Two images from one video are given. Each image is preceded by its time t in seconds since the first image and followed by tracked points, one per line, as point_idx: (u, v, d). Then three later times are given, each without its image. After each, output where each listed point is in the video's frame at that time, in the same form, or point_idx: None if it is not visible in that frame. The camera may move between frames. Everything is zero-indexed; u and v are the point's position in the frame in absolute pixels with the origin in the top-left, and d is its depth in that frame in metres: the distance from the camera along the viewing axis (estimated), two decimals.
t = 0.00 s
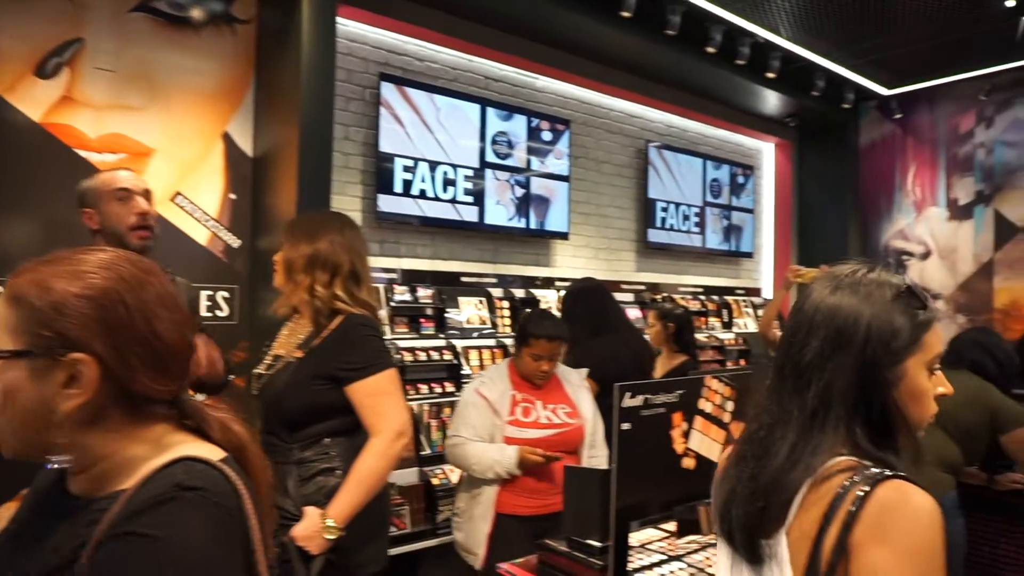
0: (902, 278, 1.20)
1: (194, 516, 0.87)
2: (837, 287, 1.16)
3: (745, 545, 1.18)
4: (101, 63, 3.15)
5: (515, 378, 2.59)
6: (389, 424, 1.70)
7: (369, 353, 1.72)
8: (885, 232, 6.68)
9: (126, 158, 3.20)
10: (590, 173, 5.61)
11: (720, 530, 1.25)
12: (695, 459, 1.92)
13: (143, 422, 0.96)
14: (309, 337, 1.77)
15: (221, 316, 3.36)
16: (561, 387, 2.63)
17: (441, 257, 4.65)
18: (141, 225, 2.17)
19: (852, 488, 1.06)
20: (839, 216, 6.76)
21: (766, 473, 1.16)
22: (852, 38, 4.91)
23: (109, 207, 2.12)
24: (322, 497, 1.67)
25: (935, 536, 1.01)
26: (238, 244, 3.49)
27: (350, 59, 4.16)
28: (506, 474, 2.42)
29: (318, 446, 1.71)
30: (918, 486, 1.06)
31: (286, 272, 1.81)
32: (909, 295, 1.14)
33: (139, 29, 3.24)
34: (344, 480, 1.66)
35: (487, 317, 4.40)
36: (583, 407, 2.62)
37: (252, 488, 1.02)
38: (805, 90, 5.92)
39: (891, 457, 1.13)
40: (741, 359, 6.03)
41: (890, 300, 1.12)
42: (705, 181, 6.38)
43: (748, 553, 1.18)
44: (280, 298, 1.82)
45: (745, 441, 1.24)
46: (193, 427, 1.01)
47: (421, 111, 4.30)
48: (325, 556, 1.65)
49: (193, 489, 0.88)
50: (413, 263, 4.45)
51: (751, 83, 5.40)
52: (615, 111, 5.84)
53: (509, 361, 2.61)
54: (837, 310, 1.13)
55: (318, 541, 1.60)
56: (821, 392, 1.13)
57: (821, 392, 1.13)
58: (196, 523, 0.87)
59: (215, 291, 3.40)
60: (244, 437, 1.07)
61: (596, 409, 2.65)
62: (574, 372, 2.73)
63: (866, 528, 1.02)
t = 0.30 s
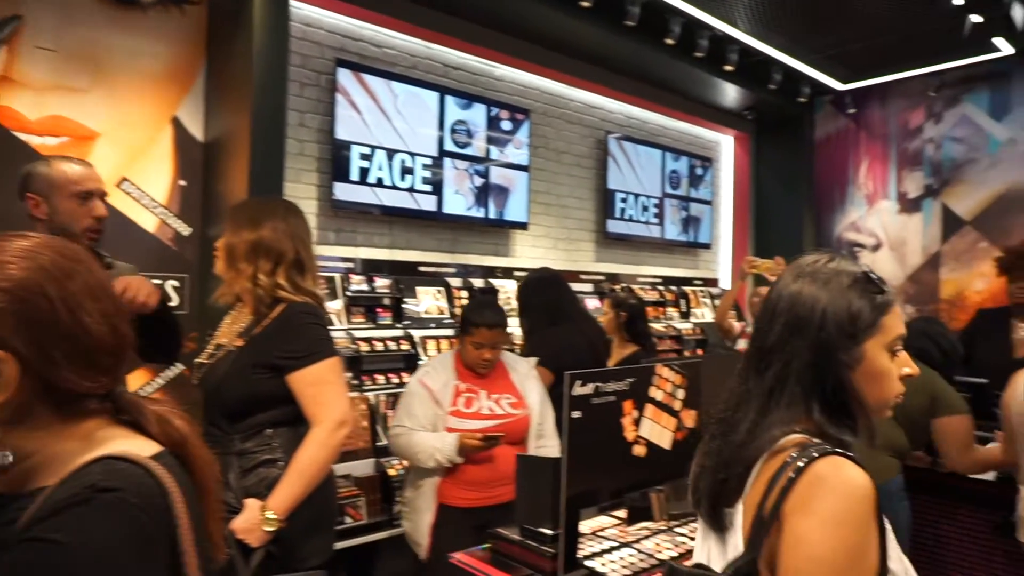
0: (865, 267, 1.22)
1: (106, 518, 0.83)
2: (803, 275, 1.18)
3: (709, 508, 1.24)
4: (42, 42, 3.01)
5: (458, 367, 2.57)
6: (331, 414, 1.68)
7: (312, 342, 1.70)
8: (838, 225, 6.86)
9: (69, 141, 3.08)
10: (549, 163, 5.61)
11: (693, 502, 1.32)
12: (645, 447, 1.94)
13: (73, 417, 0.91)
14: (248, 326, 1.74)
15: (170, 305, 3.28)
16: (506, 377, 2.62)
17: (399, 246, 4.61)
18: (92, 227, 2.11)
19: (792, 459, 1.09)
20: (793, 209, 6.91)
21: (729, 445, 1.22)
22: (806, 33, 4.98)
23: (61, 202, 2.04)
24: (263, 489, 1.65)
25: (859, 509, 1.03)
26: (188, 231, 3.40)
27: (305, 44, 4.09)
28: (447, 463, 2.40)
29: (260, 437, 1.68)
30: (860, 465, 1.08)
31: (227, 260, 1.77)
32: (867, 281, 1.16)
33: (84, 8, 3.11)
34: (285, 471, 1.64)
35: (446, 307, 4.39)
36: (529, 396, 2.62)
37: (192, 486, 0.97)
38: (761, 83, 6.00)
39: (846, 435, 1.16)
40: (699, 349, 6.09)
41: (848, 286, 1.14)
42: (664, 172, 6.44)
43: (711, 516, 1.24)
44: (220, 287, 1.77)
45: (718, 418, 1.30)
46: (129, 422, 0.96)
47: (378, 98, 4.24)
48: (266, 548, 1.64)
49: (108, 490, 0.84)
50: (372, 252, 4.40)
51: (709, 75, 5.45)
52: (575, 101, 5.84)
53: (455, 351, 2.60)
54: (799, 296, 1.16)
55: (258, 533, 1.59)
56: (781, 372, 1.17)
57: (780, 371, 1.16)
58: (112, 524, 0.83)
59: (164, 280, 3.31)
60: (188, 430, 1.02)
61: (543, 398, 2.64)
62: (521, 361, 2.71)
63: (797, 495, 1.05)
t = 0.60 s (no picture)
0: (828, 271, 1.25)
1: (5, 526, 0.78)
2: (768, 281, 1.23)
3: (692, 498, 1.30)
4: None
5: (380, 366, 2.54)
6: (266, 415, 1.64)
7: (244, 341, 1.65)
8: (773, 225, 7.07)
9: None
10: (493, 161, 5.60)
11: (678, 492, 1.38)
12: (585, 443, 1.95)
13: None
14: (178, 325, 1.68)
15: (95, 302, 3.14)
16: (430, 375, 2.59)
17: (339, 243, 4.53)
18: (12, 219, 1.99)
19: (756, 446, 1.14)
20: (729, 211, 7.13)
21: (705, 438, 1.27)
22: (742, 38, 5.10)
23: None
24: (193, 493, 1.60)
25: (811, 493, 1.07)
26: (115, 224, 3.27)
27: (242, 34, 3.97)
28: (366, 465, 2.34)
29: (191, 439, 1.63)
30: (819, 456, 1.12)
31: (156, 257, 1.70)
32: (826, 283, 1.20)
33: None
34: (217, 474, 1.59)
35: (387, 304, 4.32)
36: (454, 394, 2.58)
37: (103, 493, 0.93)
38: (700, 86, 6.14)
39: (808, 427, 1.20)
40: (639, 345, 6.19)
41: (806, 288, 1.19)
42: (606, 172, 6.51)
43: (695, 505, 1.30)
44: (148, 284, 1.70)
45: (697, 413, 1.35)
46: (39, 422, 0.91)
47: (318, 91, 4.15)
48: (197, 554, 1.59)
49: (7, 496, 0.79)
50: (311, 248, 4.33)
51: (649, 76, 5.53)
52: (519, 99, 5.85)
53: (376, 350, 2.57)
54: (764, 298, 1.21)
55: (187, 539, 1.54)
56: (746, 370, 1.22)
57: (747, 368, 1.22)
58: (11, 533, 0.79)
59: (89, 276, 3.16)
60: (104, 431, 0.97)
61: (469, 394, 2.60)
62: (447, 358, 2.69)
63: (755, 478, 1.11)
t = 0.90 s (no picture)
0: (799, 266, 1.32)
1: None
2: (742, 276, 1.30)
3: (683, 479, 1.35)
4: None
5: (288, 373, 2.39)
6: (198, 424, 1.55)
7: (170, 346, 1.56)
8: (701, 223, 7.24)
9: None
10: (426, 158, 5.53)
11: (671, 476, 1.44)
12: (526, 444, 1.93)
13: None
14: (98, 332, 1.57)
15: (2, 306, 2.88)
16: (343, 379, 2.45)
17: (267, 243, 4.38)
18: None
19: (740, 432, 1.20)
20: (661, 211, 7.40)
21: (693, 425, 1.32)
22: (672, 40, 5.20)
23: None
24: (119, 508, 1.50)
25: (792, 475, 1.13)
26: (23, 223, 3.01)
27: (162, 22, 3.79)
28: (271, 484, 2.21)
29: (114, 452, 1.52)
30: (798, 438, 1.19)
31: (72, 258, 1.58)
32: (797, 277, 1.26)
33: None
34: (145, 488, 1.50)
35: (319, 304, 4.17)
36: (369, 399, 2.45)
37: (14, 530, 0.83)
38: (631, 86, 6.24)
39: (788, 412, 1.25)
40: (574, 343, 6.22)
41: (778, 281, 1.25)
42: (539, 170, 6.52)
43: (685, 486, 1.35)
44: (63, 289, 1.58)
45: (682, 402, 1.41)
46: None
47: (245, 85, 3.99)
48: (123, 572, 1.49)
49: None
50: (237, 248, 4.17)
51: (580, 74, 5.58)
52: (453, 96, 5.80)
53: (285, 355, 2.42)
54: (740, 292, 1.28)
55: (111, 558, 1.44)
56: (726, 361, 1.29)
57: (725, 359, 1.29)
58: None
59: None
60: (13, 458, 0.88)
61: (385, 399, 2.46)
62: (362, 360, 2.54)
63: (741, 463, 1.16)
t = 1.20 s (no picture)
0: (746, 277, 1.33)
1: None
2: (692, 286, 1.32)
3: (629, 482, 1.36)
4: None
5: (172, 391, 2.05)
6: (100, 445, 1.42)
7: (69, 362, 1.44)
8: (621, 230, 7.38)
9: None
10: (345, 162, 5.39)
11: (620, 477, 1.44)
12: (454, 456, 1.88)
13: None
14: None
15: None
16: (239, 395, 2.13)
17: (175, 248, 4.15)
18: None
19: (680, 434, 1.20)
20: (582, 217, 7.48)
21: (639, 425, 1.33)
22: (593, 50, 5.29)
23: None
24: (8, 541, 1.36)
25: (726, 476, 1.13)
26: None
27: (58, 11, 3.53)
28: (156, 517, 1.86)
29: (4, 479, 1.39)
30: (734, 440, 1.19)
31: None
32: (743, 287, 1.28)
33: None
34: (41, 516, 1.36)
35: (233, 313, 3.98)
36: (268, 415, 2.17)
37: None
38: (552, 94, 6.30)
39: (729, 416, 1.25)
40: (497, 349, 6.19)
41: (724, 292, 1.27)
42: (460, 176, 6.48)
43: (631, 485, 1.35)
44: None
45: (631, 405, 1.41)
46: None
47: (151, 81, 3.78)
48: None
49: None
50: (142, 254, 3.93)
51: (501, 80, 5.62)
52: (373, 99, 5.68)
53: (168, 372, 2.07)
54: (690, 301, 1.30)
55: None
56: (672, 367, 1.30)
57: (672, 365, 1.30)
58: None
59: None
60: None
61: (285, 413, 2.20)
62: (258, 373, 2.24)
63: (679, 466, 1.16)
